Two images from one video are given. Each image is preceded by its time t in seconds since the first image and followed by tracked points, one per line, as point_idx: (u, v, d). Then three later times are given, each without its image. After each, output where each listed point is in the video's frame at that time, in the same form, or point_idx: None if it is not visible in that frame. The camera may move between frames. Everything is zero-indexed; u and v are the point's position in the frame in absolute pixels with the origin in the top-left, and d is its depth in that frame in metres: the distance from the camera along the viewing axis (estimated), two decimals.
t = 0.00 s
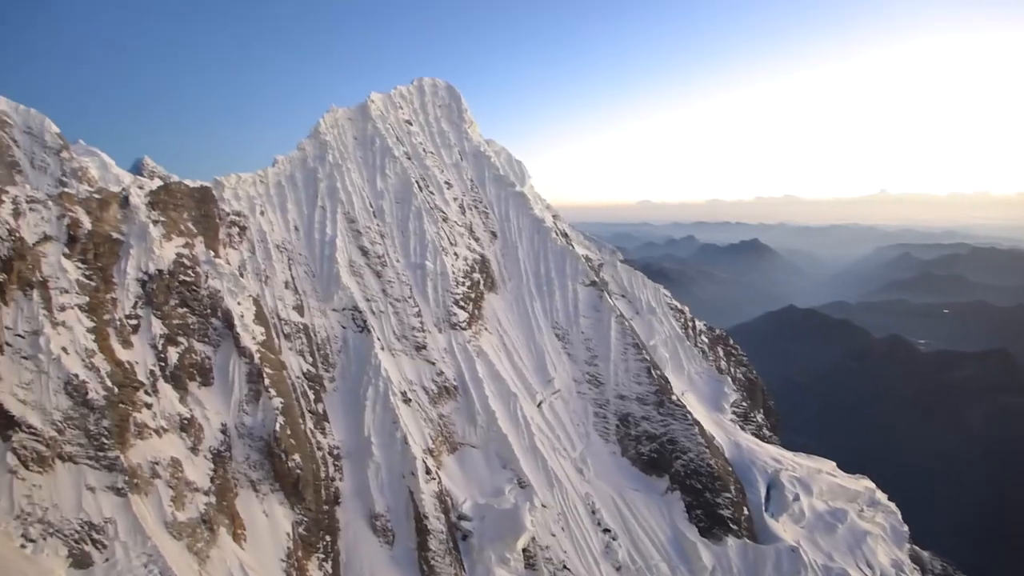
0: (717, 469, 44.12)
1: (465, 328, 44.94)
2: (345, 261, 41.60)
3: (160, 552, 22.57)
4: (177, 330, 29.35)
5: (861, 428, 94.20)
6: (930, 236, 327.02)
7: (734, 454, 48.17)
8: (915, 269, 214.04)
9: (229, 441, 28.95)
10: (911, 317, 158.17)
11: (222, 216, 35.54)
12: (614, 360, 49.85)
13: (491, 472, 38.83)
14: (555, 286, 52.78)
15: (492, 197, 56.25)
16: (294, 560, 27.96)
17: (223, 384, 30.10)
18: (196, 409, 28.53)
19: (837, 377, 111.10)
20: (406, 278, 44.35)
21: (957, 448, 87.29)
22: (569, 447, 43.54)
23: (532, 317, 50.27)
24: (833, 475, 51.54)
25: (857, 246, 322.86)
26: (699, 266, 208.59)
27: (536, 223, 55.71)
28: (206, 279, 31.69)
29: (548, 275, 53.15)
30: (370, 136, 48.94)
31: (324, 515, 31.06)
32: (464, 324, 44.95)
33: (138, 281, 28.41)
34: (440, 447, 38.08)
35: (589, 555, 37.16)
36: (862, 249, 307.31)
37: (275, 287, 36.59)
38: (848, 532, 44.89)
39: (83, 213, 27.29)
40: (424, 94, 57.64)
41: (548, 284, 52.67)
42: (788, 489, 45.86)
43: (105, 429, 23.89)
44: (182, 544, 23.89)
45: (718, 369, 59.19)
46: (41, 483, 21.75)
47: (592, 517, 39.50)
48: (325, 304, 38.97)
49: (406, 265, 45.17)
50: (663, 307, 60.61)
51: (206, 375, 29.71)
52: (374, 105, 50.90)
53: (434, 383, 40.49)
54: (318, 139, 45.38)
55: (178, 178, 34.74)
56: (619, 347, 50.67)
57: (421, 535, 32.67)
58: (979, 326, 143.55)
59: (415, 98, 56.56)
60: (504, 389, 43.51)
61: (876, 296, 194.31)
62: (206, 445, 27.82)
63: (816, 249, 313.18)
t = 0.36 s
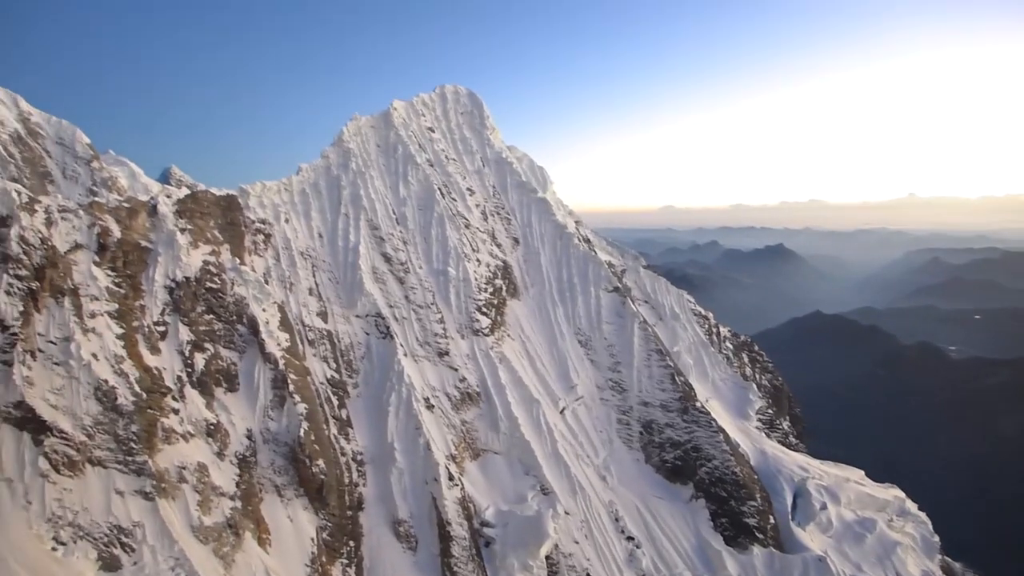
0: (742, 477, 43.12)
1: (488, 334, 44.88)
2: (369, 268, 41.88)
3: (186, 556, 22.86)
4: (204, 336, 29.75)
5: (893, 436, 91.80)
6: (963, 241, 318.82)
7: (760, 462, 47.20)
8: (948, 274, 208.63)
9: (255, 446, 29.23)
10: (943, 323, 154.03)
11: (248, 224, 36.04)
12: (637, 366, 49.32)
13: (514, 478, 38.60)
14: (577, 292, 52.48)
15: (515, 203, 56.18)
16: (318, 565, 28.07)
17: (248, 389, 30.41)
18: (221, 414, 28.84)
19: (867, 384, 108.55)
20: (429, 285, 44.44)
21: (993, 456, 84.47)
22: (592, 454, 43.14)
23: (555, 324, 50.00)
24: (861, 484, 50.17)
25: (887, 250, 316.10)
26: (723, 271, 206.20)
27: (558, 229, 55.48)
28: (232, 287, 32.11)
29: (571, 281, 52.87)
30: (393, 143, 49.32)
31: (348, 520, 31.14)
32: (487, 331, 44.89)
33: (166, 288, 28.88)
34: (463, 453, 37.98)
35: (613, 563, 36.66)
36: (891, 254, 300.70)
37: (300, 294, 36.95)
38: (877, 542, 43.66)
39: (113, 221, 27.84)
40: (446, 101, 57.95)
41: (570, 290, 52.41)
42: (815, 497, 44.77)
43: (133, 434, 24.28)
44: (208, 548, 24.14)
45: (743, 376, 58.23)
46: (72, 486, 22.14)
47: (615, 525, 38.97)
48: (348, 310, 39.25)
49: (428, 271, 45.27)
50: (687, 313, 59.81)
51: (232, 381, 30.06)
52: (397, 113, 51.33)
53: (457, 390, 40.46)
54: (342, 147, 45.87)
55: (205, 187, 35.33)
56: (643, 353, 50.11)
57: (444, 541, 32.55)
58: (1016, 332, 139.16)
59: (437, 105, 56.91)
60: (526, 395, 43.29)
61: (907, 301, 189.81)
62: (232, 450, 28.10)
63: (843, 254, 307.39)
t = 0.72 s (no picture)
0: (770, 482, 42.08)
1: (513, 337, 44.73)
2: (394, 272, 42.12)
3: (216, 556, 23.21)
4: (233, 339, 30.16)
5: (929, 442, 88.97)
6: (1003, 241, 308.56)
7: (788, 467, 46.28)
8: (987, 275, 201.77)
9: (283, 447, 29.52)
10: (983, 327, 148.90)
11: (276, 228, 36.51)
12: (663, 369, 48.69)
13: (539, 481, 38.33)
14: (603, 295, 52.04)
15: (540, 206, 55.93)
16: (345, 566, 28.25)
17: (276, 391, 30.75)
18: (251, 417, 29.20)
19: (902, 388, 105.43)
20: (454, 288, 44.47)
21: None
22: (618, 458, 42.71)
23: (580, 327, 49.64)
24: (893, 491, 48.59)
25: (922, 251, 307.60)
26: (752, 274, 203.05)
27: (584, 231, 55.05)
28: (260, 290, 32.50)
29: (596, 283, 52.44)
30: (419, 147, 49.58)
31: (374, 522, 31.28)
32: (512, 334, 44.75)
33: (196, 292, 29.33)
34: (488, 456, 37.92)
35: (639, 567, 36.12)
36: (925, 256, 292.30)
37: (327, 298, 37.30)
38: (910, 550, 42.18)
39: (145, 226, 28.40)
40: (471, 105, 58.07)
41: (595, 292, 52.00)
42: (845, 503, 43.78)
43: (165, 435, 24.69)
44: (237, 549, 24.47)
45: (772, 379, 57.07)
46: (105, 486, 22.59)
47: (642, 529, 38.43)
48: (374, 313, 39.50)
49: (454, 274, 45.30)
50: (714, 316, 58.75)
51: (260, 384, 30.44)
52: (422, 118, 51.61)
53: (483, 393, 40.41)
54: (368, 152, 46.27)
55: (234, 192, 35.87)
56: (669, 357, 49.43)
57: (470, 543, 32.45)
58: None
59: (462, 109, 57.04)
60: (552, 399, 43.02)
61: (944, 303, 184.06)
62: (260, 452, 28.40)
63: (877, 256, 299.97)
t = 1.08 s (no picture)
0: (796, 481, 41.54)
1: (537, 333, 44.57)
2: (419, 266, 42.19)
3: (243, 547, 23.57)
4: (260, 333, 30.51)
5: (962, 442, 86.57)
6: None
7: (814, 466, 45.45)
8: None
9: (308, 440, 29.80)
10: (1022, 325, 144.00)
11: (302, 223, 36.78)
12: (688, 366, 48.06)
13: (563, 476, 38.20)
14: (627, 290, 51.48)
15: (564, 201, 55.45)
16: (370, 558, 28.48)
17: (302, 385, 31.07)
18: (277, 409, 29.53)
19: (935, 385, 102.65)
20: (478, 283, 44.39)
21: None
22: (642, 454, 42.35)
23: (604, 322, 49.23)
24: (922, 490, 47.49)
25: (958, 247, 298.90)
26: (779, 269, 199.60)
27: (608, 226, 54.45)
28: (287, 285, 32.77)
29: (621, 279, 51.90)
30: (443, 142, 49.53)
31: (398, 515, 31.44)
32: (536, 329, 44.57)
33: (224, 286, 29.69)
34: (512, 451, 37.87)
35: (662, 564, 35.88)
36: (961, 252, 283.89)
37: (352, 292, 37.54)
38: (939, 552, 41.20)
39: (174, 222, 28.81)
40: (496, 99, 57.77)
41: (620, 288, 51.46)
42: (873, 503, 42.77)
43: (193, 427, 25.07)
44: (264, 540, 24.89)
45: (798, 377, 56.02)
46: (136, 477, 23.05)
47: (666, 526, 38.12)
48: (399, 308, 39.67)
49: (478, 269, 45.23)
50: (740, 312, 57.77)
51: (287, 377, 30.77)
52: (446, 113, 51.53)
53: (506, 388, 40.36)
54: (392, 147, 46.39)
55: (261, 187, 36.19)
56: (694, 353, 48.72)
57: (493, 538, 32.49)
58: None
59: (487, 104, 56.78)
60: (576, 394, 42.77)
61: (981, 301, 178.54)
62: (286, 444, 28.72)
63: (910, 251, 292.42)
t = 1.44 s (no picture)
0: (820, 482, 40.72)
1: (559, 330, 44.34)
2: (441, 263, 42.24)
3: (266, 539, 23.82)
4: (283, 328, 30.81)
5: (993, 445, 84.13)
6: None
7: (839, 467, 44.45)
8: None
9: (330, 434, 30.03)
10: None
11: (325, 219, 37.04)
12: (710, 365, 47.41)
13: (583, 474, 38.01)
14: (650, 288, 50.91)
15: (587, 198, 54.94)
16: (390, 553, 28.62)
17: (324, 379, 31.29)
18: (300, 404, 29.79)
19: (967, 384, 99.59)
20: (500, 280, 44.28)
21: None
22: (663, 453, 41.94)
23: (626, 320, 48.81)
24: (950, 493, 46.27)
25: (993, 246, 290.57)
26: (806, 269, 196.01)
27: (631, 224, 53.83)
28: (310, 280, 33.02)
29: (643, 276, 51.34)
30: (466, 139, 49.48)
31: (418, 510, 31.54)
32: (557, 326, 44.34)
33: (248, 281, 30.04)
34: (532, 448, 37.77)
35: (683, 564, 35.58)
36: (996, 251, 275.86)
37: (374, 288, 37.74)
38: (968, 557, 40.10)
39: (200, 217, 29.24)
40: (519, 95, 57.45)
41: (642, 286, 50.92)
42: (899, 506, 41.75)
43: (218, 420, 25.39)
44: (286, 532, 25.14)
45: (824, 377, 54.93)
46: (162, 468, 23.44)
47: (686, 526, 37.85)
48: (421, 304, 39.77)
49: (499, 266, 45.14)
50: (764, 311, 56.83)
51: (310, 371, 31.01)
52: (469, 109, 51.44)
53: (527, 385, 40.26)
54: (415, 144, 46.49)
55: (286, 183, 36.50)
56: (717, 352, 48.04)
57: (512, 534, 32.42)
58: None
59: (510, 100, 56.49)
60: (597, 392, 42.50)
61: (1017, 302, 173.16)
62: (309, 438, 28.99)
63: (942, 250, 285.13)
